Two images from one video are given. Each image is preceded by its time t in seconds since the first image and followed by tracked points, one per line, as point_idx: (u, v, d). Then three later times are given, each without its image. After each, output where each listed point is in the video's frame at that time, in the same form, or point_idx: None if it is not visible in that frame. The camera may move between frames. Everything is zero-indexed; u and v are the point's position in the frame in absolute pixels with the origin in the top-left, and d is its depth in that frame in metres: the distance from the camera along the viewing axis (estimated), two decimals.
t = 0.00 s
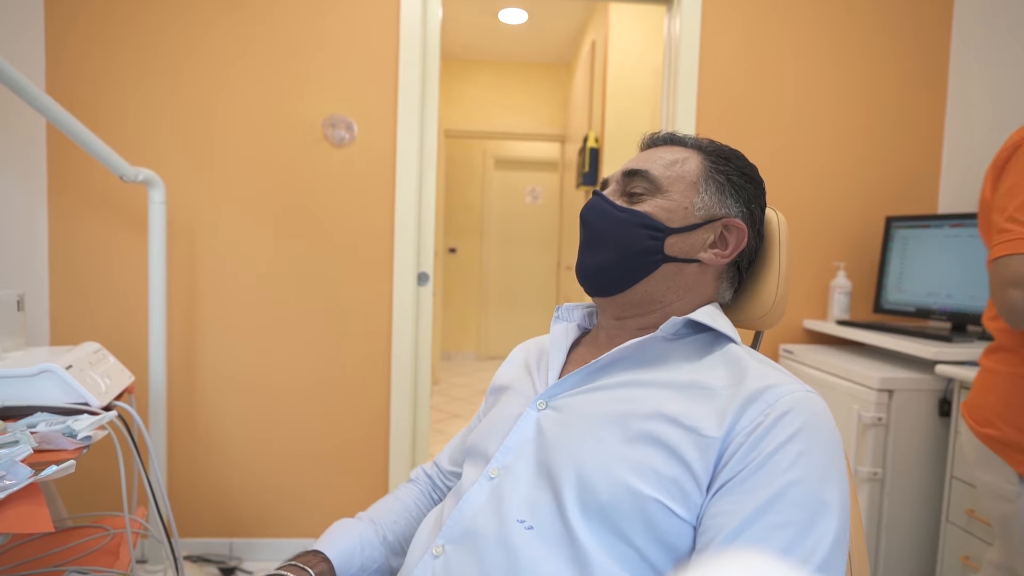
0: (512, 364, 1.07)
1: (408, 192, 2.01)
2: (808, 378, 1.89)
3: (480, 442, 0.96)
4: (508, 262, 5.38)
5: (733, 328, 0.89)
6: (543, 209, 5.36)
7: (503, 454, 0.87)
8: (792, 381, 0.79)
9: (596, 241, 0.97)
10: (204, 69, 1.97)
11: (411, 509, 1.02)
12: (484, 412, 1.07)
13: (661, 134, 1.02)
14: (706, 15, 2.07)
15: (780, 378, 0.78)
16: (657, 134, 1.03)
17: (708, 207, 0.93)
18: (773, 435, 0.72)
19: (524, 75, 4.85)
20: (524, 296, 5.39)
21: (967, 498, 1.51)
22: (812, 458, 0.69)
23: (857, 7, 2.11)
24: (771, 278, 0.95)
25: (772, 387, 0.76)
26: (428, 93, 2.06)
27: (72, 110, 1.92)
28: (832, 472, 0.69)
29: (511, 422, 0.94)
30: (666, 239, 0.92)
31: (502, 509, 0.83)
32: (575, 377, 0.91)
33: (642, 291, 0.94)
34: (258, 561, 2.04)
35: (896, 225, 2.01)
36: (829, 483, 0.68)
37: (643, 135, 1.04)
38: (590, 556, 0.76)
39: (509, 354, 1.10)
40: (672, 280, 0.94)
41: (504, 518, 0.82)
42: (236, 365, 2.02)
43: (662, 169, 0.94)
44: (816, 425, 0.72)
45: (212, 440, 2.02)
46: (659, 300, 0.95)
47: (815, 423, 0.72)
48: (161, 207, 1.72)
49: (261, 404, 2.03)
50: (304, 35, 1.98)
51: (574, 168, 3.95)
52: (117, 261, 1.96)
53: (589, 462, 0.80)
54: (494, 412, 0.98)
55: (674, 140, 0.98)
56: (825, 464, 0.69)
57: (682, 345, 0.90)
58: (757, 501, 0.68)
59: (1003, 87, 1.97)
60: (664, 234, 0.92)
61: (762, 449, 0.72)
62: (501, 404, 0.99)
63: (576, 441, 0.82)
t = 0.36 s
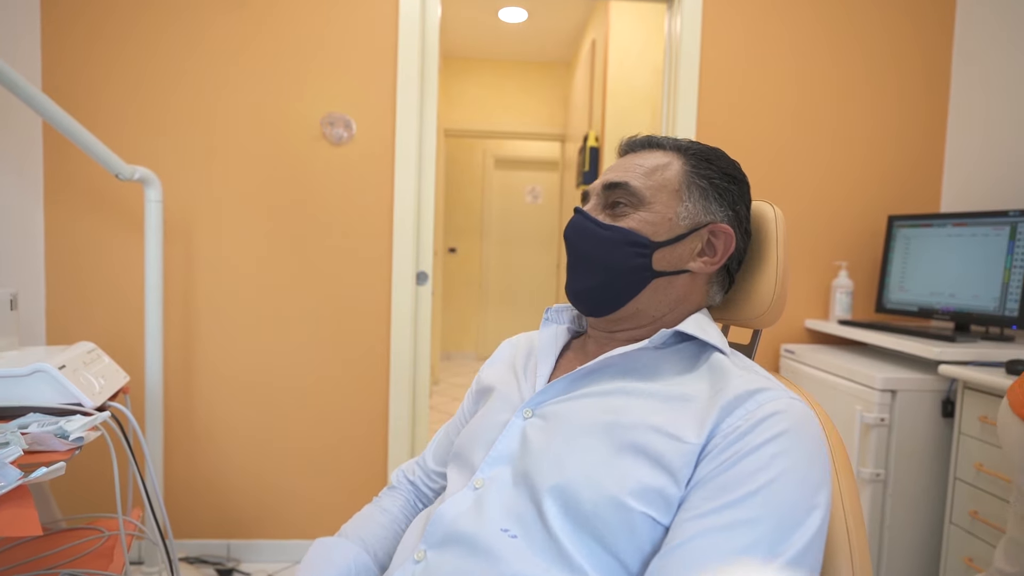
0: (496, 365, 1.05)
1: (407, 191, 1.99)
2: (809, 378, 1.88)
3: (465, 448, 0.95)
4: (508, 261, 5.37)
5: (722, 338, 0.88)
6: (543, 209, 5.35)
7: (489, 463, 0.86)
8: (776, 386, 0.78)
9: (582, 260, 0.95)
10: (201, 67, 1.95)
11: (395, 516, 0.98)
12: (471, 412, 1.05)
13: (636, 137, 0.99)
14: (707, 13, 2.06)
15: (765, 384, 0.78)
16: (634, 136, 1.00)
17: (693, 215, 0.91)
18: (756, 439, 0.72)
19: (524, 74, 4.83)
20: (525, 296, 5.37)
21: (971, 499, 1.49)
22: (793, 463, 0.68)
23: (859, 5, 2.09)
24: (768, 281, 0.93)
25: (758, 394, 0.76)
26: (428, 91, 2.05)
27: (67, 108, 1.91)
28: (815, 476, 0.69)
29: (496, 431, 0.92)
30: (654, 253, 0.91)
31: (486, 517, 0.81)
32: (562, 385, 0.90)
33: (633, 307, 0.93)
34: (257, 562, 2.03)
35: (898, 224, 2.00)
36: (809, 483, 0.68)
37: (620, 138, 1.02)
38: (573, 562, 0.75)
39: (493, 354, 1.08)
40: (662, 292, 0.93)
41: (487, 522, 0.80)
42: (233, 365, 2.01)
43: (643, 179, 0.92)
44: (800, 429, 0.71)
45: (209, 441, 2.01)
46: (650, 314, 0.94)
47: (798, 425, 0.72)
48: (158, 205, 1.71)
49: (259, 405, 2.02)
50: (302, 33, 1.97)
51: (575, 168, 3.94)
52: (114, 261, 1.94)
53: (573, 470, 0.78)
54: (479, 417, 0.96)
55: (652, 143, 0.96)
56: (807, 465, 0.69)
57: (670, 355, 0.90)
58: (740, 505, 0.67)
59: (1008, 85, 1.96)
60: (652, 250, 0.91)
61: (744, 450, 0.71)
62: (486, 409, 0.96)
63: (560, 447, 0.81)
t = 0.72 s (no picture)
0: (500, 372, 1.04)
1: (407, 190, 1.98)
2: (812, 378, 1.87)
3: (462, 453, 0.94)
4: (508, 261, 5.36)
5: (723, 337, 0.87)
6: (544, 208, 5.35)
7: (483, 465, 0.85)
8: (781, 386, 0.77)
9: (587, 257, 0.94)
10: (200, 65, 1.94)
11: (401, 527, 0.97)
12: (474, 421, 1.04)
13: (644, 134, 0.99)
14: (708, 11, 2.05)
15: (769, 385, 0.76)
16: (640, 133, 1.00)
17: (699, 214, 0.91)
18: (760, 442, 0.70)
19: (525, 73, 4.82)
20: (524, 295, 5.37)
21: (975, 500, 1.48)
22: (801, 467, 0.67)
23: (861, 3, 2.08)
24: (772, 278, 0.91)
25: (763, 394, 0.74)
26: (428, 90, 2.04)
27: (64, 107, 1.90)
28: (822, 479, 0.67)
29: (492, 434, 0.92)
30: (659, 251, 0.90)
31: (481, 518, 0.80)
32: (560, 388, 0.89)
33: (637, 306, 0.92)
34: (256, 563, 2.02)
35: (901, 223, 1.98)
36: (816, 487, 0.66)
37: (625, 135, 1.02)
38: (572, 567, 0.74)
39: (498, 361, 1.08)
40: (666, 291, 0.92)
41: (482, 524, 0.79)
42: (232, 365, 1.99)
43: (649, 175, 0.91)
44: (807, 431, 0.69)
45: (208, 441, 2.00)
46: (654, 313, 0.93)
47: (805, 426, 0.70)
48: (155, 204, 1.70)
49: (258, 405, 2.01)
50: (302, 31, 1.96)
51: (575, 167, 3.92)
52: (112, 260, 1.93)
53: (571, 473, 0.77)
54: (477, 425, 0.95)
55: (658, 140, 0.96)
56: (814, 467, 0.67)
57: (670, 355, 0.88)
58: (743, 510, 0.66)
59: (1011, 83, 1.95)
60: (657, 247, 0.90)
61: (748, 454, 0.70)
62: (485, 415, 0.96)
63: (557, 449, 0.80)
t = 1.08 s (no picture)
0: (503, 373, 1.04)
1: (407, 189, 1.97)
2: (816, 378, 1.86)
3: (467, 455, 0.93)
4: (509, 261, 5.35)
5: (733, 340, 0.86)
6: (544, 208, 5.34)
7: (489, 470, 0.84)
8: (797, 391, 0.76)
9: (597, 257, 0.92)
10: (200, 63, 1.93)
11: (402, 529, 0.97)
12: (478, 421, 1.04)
13: (653, 129, 0.97)
14: (710, 9, 2.03)
15: (785, 390, 0.76)
16: (648, 128, 0.98)
17: (713, 213, 0.89)
18: (778, 447, 0.69)
19: (525, 72, 4.81)
20: (525, 294, 5.37)
21: (980, 501, 1.47)
22: (821, 475, 0.66)
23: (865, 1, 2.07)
24: (781, 274, 0.91)
25: (780, 399, 0.74)
26: (428, 89, 2.03)
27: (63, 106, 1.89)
28: (842, 485, 0.66)
29: (497, 437, 0.91)
30: (673, 251, 0.89)
31: (489, 523, 0.79)
32: (568, 393, 0.88)
33: (650, 309, 0.91)
34: (256, 564, 2.01)
35: (904, 222, 1.97)
36: (837, 495, 0.65)
37: (634, 130, 1.00)
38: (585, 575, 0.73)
39: (500, 361, 1.07)
40: (679, 293, 0.91)
41: (490, 530, 0.79)
42: (233, 365, 1.99)
43: (662, 173, 0.89)
44: (826, 437, 0.69)
45: (208, 441, 1.99)
46: (666, 315, 0.92)
47: (824, 433, 0.69)
48: (154, 203, 1.69)
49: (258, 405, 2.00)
50: (302, 30, 1.95)
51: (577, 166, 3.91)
52: (111, 260, 1.92)
53: (581, 479, 0.76)
54: (482, 427, 0.94)
55: (669, 136, 0.94)
56: (835, 475, 0.66)
57: (680, 359, 0.88)
58: (762, 518, 0.65)
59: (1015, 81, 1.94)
60: (670, 248, 0.88)
61: (766, 461, 0.69)
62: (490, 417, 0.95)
63: (567, 454, 0.79)
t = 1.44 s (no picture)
0: (510, 369, 1.03)
1: (408, 188, 1.96)
2: (819, 377, 1.85)
3: (472, 454, 0.91)
4: (509, 261, 5.35)
5: (752, 346, 0.84)
6: (545, 208, 5.34)
7: (492, 470, 0.83)
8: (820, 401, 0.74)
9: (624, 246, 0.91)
10: (200, 62, 1.92)
11: (402, 528, 0.96)
12: (483, 416, 1.03)
13: (699, 122, 0.96)
14: (713, 8, 2.02)
15: (810, 400, 0.74)
16: (694, 120, 0.97)
17: (749, 216, 0.87)
18: (802, 461, 0.68)
19: (526, 72, 4.81)
20: (524, 294, 5.36)
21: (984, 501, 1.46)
22: (846, 491, 0.64)
23: None
24: (794, 274, 0.92)
25: (804, 410, 0.72)
26: (428, 88, 2.02)
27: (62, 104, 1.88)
28: (868, 504, 0.65)
29: (503, 436, 0.90)
30: (702, 248, 0.87)
31: (492, 528, 0.79)
32: (578, 395, 0.87)
33: (667, 307, 0.90)
34: (256, 564, 2.00)
35: (907, 221, 1.96)
36: (862, 513, 0.64)
37: (679, 121, 0.98)
38: None
39: (507, 357, 1.06)
40: (702, 294, 0.89)
41: (494, 537, 0.78)
42: (233, 365, 1.98)
43: (702, 167, 0.88)
44: (853, 453, 0.67)
45: (208, 441, 1.99)
46: (684, 316, 0.91)
47: (850, 447, 0.67)
48: (153, 201, 1.69)
49: (258, 404, 1.99)
50: (302, 28, 1.94)
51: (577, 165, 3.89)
52: (110, 259, 1.91)
53: (592, 489, 0.75)
54: (488, 424, 0.93)
55: (714, 133, 0.92)
56: (861, 492, 0.65)
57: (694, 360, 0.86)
58: (783, 536, 0.64)
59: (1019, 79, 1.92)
60: (697, 246, 0.87)
61: (786, 475, 0.67)
62: (495, 414, 0.94)
63: (577, 461, 0.77)
